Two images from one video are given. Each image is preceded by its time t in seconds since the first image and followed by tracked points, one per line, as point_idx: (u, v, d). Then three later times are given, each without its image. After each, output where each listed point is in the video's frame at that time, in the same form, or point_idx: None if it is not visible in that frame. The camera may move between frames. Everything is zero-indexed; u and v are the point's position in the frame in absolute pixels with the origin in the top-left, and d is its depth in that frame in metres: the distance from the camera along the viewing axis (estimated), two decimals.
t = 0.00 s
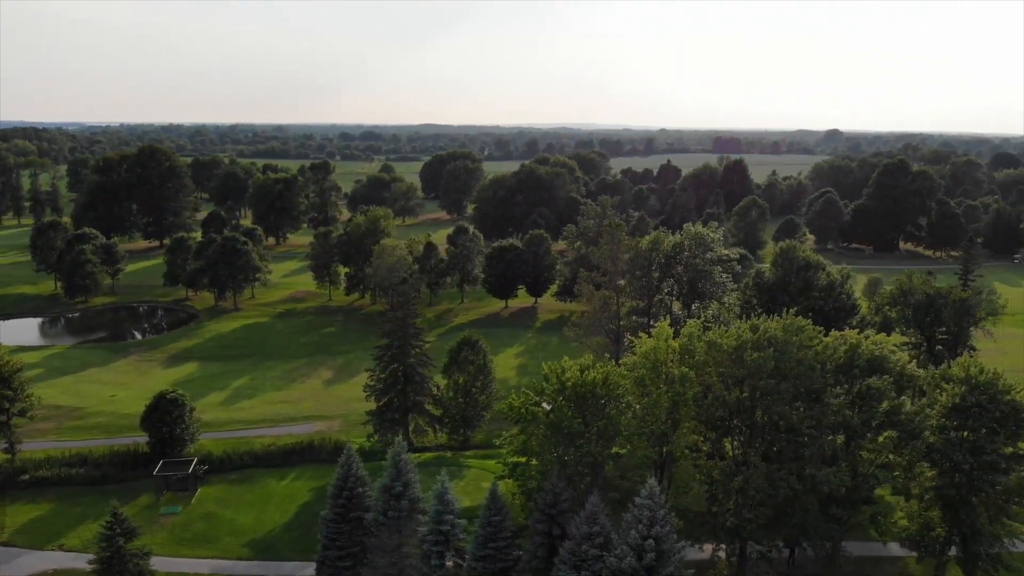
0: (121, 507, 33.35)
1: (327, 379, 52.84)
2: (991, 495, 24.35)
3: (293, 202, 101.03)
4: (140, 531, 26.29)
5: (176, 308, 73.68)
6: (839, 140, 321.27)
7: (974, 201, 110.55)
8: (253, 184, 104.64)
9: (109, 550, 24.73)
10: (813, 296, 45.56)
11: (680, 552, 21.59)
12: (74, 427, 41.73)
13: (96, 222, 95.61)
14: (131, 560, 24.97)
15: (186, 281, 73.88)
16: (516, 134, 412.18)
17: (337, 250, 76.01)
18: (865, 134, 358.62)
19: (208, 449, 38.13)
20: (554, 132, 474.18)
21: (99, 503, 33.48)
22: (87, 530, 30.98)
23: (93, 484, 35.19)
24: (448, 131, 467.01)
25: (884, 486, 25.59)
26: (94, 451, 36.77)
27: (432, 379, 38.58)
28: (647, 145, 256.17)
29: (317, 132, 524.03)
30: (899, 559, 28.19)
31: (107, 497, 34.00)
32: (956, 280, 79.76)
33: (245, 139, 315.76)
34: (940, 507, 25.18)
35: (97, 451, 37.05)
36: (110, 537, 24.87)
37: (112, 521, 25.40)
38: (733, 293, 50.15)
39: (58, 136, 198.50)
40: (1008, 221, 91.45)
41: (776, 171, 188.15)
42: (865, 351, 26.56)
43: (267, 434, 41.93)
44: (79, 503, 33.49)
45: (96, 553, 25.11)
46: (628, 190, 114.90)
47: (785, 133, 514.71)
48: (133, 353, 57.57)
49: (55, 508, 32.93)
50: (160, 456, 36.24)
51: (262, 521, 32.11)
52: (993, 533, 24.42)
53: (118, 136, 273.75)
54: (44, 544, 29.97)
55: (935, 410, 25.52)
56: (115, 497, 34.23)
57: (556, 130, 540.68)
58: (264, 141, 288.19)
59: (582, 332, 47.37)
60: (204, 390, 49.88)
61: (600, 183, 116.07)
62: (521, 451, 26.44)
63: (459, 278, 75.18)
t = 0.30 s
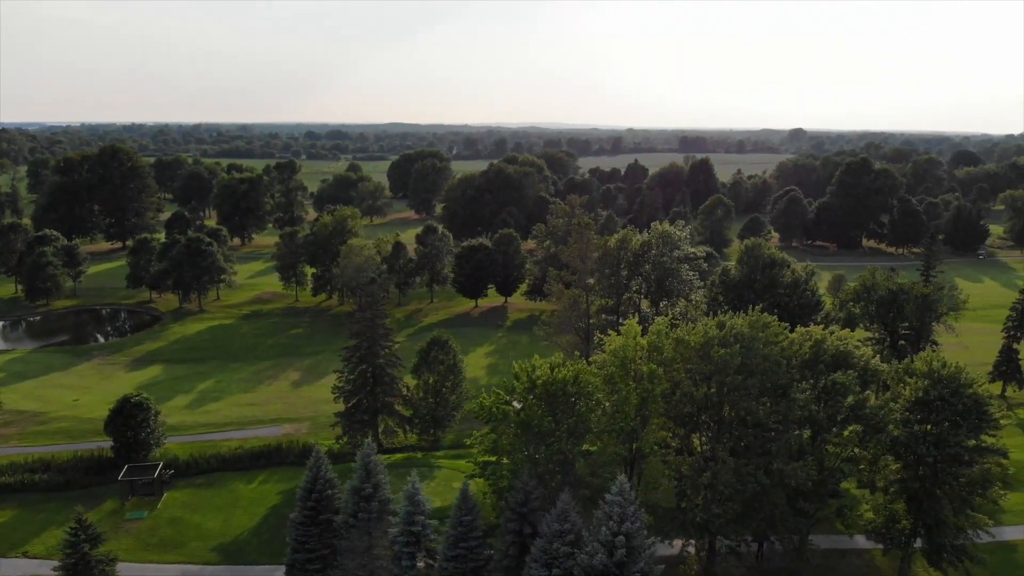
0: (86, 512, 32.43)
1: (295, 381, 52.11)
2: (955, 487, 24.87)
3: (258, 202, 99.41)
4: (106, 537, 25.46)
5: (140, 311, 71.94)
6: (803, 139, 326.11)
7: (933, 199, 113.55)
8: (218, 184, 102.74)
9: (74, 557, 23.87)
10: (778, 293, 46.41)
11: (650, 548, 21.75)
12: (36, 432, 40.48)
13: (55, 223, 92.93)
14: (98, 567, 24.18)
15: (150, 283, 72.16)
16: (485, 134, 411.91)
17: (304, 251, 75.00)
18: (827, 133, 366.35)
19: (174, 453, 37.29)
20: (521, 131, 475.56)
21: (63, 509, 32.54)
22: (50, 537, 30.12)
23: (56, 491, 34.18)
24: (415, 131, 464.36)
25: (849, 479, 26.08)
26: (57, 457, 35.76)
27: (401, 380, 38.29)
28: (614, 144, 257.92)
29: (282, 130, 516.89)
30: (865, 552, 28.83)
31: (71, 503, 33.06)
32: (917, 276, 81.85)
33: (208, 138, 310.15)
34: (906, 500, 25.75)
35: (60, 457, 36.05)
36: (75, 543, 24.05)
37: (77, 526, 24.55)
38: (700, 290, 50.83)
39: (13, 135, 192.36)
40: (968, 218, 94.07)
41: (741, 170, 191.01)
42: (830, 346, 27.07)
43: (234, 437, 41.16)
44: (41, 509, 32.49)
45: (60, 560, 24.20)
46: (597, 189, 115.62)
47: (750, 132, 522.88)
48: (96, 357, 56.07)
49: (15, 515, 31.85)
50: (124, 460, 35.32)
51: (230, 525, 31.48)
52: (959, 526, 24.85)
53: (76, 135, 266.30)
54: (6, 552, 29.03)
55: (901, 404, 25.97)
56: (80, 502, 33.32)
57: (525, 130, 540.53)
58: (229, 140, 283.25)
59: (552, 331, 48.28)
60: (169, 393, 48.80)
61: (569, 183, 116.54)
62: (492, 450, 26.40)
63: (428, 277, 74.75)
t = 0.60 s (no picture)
0: (49, 519, 31.52)
1: (262, 383, 51.27)
2: (919, 479, 25.57)
3: (223, 202, 97.57)
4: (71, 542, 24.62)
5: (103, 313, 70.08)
6: (768, 139, 331.52)
7: (893, 197, 116.39)
8: (181, 184, 100.64)
9: (40, 564, 22.91)
10: (743, 290, 47.16)
11: (621, 544, 21.87)
12: None
13: (12, 225, 90.03)
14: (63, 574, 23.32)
15: (112, 285, 70.38)
16: (454, 134, 410.28)
17: (270, 251, 73.88)
18: (790, 134, 373.66)
19: (138, 458, 36.36)
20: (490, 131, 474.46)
21: (25, 517, 31.59)
22: (13, 544, 29.25)
23: (17, 498, 33.19)
24: (383, 130, 460.05)
25: (815, 472, 26.61)
26: (19, 464, 34.79)
27: (370, 381, 37.93)
28: (583, 144, 259.32)
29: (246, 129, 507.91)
30: (831, 544, 29.42)
31: (34, 510, 32.13)
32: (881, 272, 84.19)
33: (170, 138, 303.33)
34: (870, 492, 26.42)
35: (22, 463, 35.03)
36: (39, 550, 23.09)
37: (42, 533, 23.64)
38: (668, 289, 51.33)
39: None
40: (930, 215, 96.63)
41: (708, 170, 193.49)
42: (796, 342, 27.55)
43: (200, 441, 40.33)
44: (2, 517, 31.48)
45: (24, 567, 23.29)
46: (566, 189, 116.08)
47: (716, 132, 530.43)
48: (57, 361, 54.47)
49: None
50: (88, 466, 34.40)
51: (197, 529, 30.81)
52: (923, 517, 25.45)
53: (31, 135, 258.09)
54: None
55: (865, 399, 26.61)
56: (43, 508, 32.38)
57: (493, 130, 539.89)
58: (193, 140, 277.82)
59: (522, 329, 48.05)
60: (133, 397, 47.65)
61: (537, 182, 116.74)
62: (462, 450, 26.33)
63: (397, 277, 74.18)
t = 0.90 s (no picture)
0: (11, 526, 30.55)
1: (229, 386, 50.32)
2: (885, 472, 26.22)
3: (188, 202, 95.54)
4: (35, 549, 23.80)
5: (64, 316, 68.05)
6: (733, 139, 336.74)
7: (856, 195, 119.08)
8: (144, 185, 98.31)
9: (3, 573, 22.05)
10: (711, 287, 47.76)
11: (592, 542, 21.95)
12: None
13: None
14: None
15: (73, 288, 68.42)
16: (422, 133, 408.54)
17: (236, 252, 72.56)
18: (755, 133, 380.64)
19: (103, 463, 35.45)
20: (458, 130, 473.14)
21: None
22: None
23: None
24: (350, 130, 455.95)
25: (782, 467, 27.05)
26: None
27: (338, 382, 37.49)
28: (551, 143, 260.35)
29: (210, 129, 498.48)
30: (800, 538, 29.96)
31: None
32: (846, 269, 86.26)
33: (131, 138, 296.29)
34: (837, 486, 26.92)
35: None
36: (3, 558, 22.24)
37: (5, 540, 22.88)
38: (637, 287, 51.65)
39: None
40: (892, 212, 99.10)
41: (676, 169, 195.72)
42: (762, 338, 27.96)
43: (165, 446, 39.45)
44: None
45: None
46: (535, 188, 116.35)
47: (682, 132, 538.01)
48: (16, 365, 52.77)
49: None
50: (52, 471, 33.46)
51: (164, 534, 30.07)
52: (888, 509, 26.02)
53: None
54: None
55: (830, 394, 27.19)
56: (5, 516, 31.39)
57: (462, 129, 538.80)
58: (155, 138, 272.28)
59: (493, 329, 47.91)
60: (96, 401, 46.37)
61: (507, 181, 116.71)
62: (433, 450, 26.19)
63: (366, 277, 73.47)
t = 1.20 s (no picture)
0: None
1: (195, 389, 49.30)
2: (851, 467, 26.78)
3: (152, 203, 93.29)
4: None
5: (23, 320, 65.93)
6: (700, 139, 340.98)
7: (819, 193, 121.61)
8: (106, 185, 95.76)
9: None
10: (679, 285, 48.29)
11: (564, 540, 21.99)
12: None
13: None
14: None
15: (33, 290, 66.31)
16: (390, 132, 405.48)
17: (201, 253, 71.10)
18: (721, 133, 386.17)
19: (67, 468, 34.50)
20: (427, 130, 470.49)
21: None
22: None
23: None
24: (317, 130, 450.24)
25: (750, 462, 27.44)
26: None
27: (307, 384, 37.01)
28: (520, 142, 260.89)
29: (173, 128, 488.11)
30: (768, 533, 30.49)
31: None
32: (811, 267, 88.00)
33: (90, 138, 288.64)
34: (804, 480, 27.41)
35: None
36: None
37: None
38: (606, 285, 51.87)
39: None
40: (856, 210, 101.44)
41: (643, 169, 197.59)
42: (728, 334, 28.35)
43: (130, 450, 38.52)
44: None
45: None
46: (504, 187, 116.40)
47: (650, 131, 543.78)
48: None
49: None
50: (13, 478, 32.56)
51: (131, 539, 29.32)
52: (855, 503, 26.55)
53: None
54: None
55: (797, 389, 27.73)
56: None
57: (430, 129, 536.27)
58: (116, 138, 265.69)
59: (464, 328, 47.39)
60: (56, 407, 45.00)
61: (476, 180, 116.50)
62: (403, 450, 26.04)
63: (333, 278, 72.66)
